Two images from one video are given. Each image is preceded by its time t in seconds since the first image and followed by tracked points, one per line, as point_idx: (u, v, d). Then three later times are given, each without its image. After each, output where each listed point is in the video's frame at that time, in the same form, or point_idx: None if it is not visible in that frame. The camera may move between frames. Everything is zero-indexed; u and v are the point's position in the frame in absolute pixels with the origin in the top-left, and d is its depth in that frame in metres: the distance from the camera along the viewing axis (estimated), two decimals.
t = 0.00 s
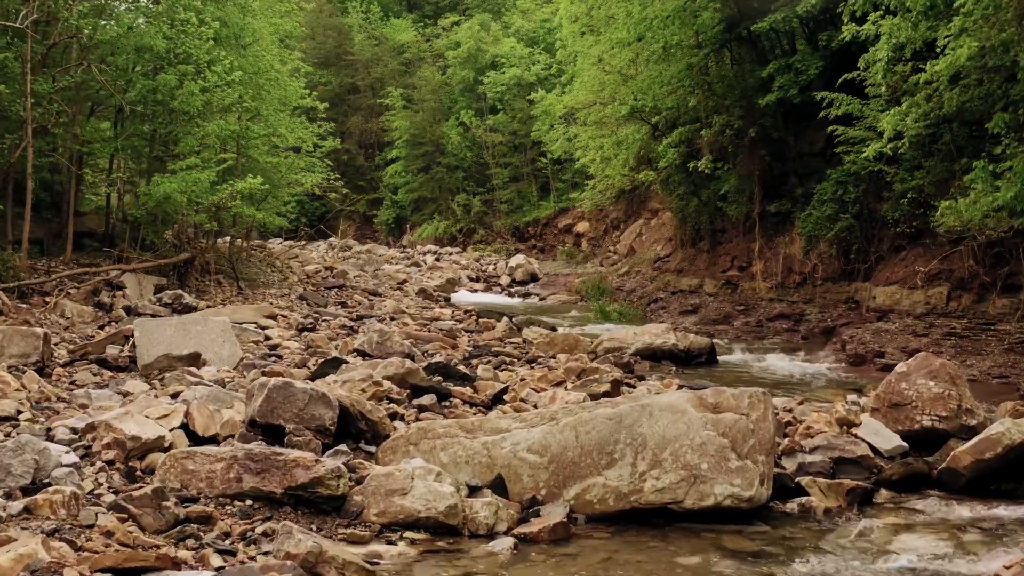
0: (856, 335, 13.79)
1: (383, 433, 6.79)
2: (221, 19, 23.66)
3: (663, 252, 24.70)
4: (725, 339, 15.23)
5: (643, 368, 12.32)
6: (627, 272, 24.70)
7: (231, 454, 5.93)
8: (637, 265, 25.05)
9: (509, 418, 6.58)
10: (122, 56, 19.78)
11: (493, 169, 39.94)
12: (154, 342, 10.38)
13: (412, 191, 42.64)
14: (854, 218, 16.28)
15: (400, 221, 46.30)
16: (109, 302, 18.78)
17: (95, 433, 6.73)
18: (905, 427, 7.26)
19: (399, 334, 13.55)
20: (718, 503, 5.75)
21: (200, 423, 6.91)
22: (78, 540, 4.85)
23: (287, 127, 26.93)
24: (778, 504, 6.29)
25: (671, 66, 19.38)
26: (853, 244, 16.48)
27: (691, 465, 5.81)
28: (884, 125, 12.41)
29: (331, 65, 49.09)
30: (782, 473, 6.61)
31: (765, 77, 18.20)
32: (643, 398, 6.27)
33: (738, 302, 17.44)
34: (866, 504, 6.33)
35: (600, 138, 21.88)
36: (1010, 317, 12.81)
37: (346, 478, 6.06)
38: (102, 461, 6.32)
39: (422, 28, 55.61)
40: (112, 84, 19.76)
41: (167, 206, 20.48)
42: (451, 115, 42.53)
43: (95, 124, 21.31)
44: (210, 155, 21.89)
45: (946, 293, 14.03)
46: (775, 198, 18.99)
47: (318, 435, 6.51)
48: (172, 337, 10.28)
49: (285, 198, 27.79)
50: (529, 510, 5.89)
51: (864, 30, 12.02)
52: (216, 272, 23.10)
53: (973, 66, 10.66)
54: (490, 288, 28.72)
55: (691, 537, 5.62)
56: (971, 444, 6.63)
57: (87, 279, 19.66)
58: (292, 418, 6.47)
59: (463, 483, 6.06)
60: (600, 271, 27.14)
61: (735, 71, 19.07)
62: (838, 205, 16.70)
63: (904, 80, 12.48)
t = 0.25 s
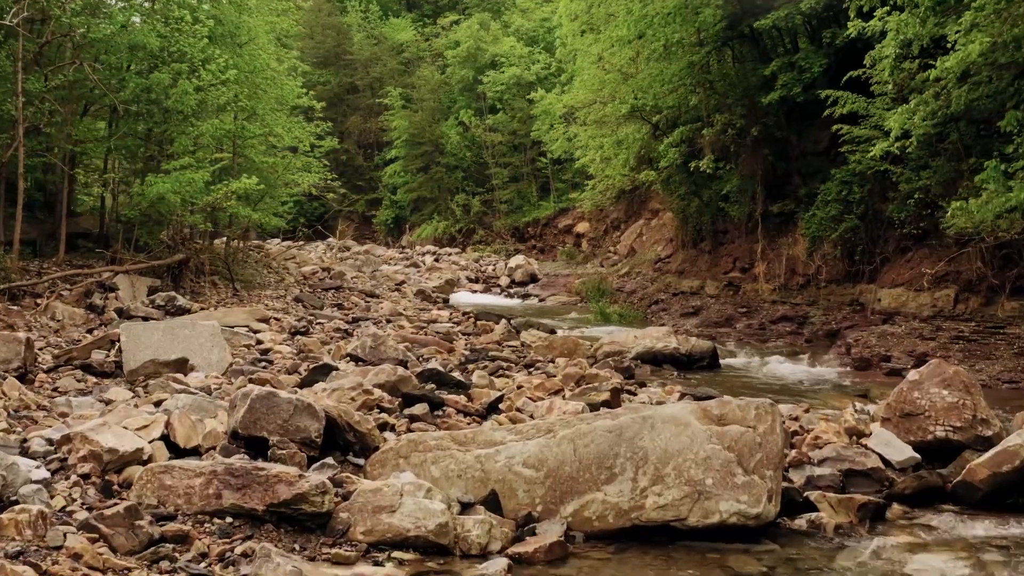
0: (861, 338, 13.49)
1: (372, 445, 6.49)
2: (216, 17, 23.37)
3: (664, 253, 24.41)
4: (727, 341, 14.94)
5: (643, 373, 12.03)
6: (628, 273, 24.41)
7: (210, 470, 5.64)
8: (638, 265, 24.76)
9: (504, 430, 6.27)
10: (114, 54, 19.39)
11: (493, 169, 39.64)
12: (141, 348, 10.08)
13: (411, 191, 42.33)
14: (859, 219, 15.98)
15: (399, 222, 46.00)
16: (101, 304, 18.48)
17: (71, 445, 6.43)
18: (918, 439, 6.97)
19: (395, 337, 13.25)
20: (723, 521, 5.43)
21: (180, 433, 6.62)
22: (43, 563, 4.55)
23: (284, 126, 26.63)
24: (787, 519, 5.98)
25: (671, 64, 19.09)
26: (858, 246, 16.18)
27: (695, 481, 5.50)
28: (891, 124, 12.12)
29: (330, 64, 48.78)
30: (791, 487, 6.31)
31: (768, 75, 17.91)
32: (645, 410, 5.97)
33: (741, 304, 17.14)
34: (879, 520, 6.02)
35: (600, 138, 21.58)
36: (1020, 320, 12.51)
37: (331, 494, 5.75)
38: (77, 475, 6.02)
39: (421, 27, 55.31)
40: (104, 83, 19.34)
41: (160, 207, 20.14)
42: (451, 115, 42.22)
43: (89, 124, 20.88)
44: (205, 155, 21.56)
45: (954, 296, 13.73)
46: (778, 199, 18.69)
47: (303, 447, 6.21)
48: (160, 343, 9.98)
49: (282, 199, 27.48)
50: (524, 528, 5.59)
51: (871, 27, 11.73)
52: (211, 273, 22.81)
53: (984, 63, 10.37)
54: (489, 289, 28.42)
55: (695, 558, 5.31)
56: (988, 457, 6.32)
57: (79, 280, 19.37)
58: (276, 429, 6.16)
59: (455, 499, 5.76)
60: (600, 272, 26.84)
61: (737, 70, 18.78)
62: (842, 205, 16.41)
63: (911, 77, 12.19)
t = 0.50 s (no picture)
0: (868, 341, 13.19)
1: (361, 458, 6.19)
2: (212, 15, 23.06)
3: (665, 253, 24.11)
4: (730, 344, 14.64)
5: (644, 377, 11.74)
6: (629, 273, 24.11)
7: (188, 486, 5.33)
8: (639, 266, 24.45)
9: (498, 444, 5.96)
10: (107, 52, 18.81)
11: (493, 169, 39.32)
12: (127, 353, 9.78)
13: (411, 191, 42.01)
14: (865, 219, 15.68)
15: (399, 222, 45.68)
16: (94, 305, 18.13)
17: (45, 457, 6.12)
18: (933, 451, 6.68)
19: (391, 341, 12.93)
20: (730, 540, 5.12)
21: (160, 445, 6.31)
22: None
23: (281, 125, 26.32)
24: (796, 537, 5.67)
25: (674, 62, 18.80)
26: (863, 247, 15.89)
27: (700, 498, 5.19)
28: (899, 122, 11.82)
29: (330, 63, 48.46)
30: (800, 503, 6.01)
31: (772, 73, 17.61)
32: (648, 423, 5.67)
33: (744, 306, 16.84)
34: (894, 538, 5.71)
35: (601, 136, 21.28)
36: None
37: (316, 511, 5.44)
38: (50, 490, 5.72)
39: (421, 26, 55.01)
40: (99, 81, 18.81)
41: (155, 207, 19.76)
42: (450, 115, 41.91)
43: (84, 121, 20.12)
44: (201, 154, 21.20)
45: (962, 298, 13.43)
46: (781, 199, 18.39)
47: (288, 461, 5.91)
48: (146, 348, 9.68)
49: (279, 199, 27.17)
50: (519, 548, 5.27)
51: (880, 22, 11.42)
52: (207, 274, 22.51)
53: (997, 60, 10.07)
54: (489, 290, 28.12)
55: None
56: (1007, 471, 6.02)
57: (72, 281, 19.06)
58: (258, 442, 5.86)
59: (446, 517, 5.45)
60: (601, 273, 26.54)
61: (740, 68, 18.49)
62: (848, 205, 16.12)
63: (921, 74, 11.89)
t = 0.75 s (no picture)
0: (874, 344, 12.88)
1: (348, 472, 5.90)
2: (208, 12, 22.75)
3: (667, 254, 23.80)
4: (733, 347, 14.33)
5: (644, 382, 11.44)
6: (630, 274, 23.81)
7: (163, 503, 5.03)
8: (640, 267, 24.14)
9: (492, 458, 5.65)
10: (100, 51, 18.21)
11: (494, 169, 39.01)
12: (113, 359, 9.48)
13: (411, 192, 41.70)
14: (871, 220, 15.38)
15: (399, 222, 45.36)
16: (87, 307, 17.81)
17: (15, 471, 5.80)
18: (949, 464, 6.36)
19: (387, 345, 12.63)
20: (737, 561, 4.81)
21: (136, 459, 6.00)
22: None
23: (278, 125, 26.02)
24: (806, 557, 5.35)
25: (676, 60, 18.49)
26: (868, 248, 15.59)
27: (705, 517, 4.87)
28: (907, 120, 11.52)
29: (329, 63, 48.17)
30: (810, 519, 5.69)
31: (775, 71, 17.32)
32: (650, 436, 5.36)
33: (747, 307, 16.53)
34: (909, 557, 5.40)
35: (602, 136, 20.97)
36: None
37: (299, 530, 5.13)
38: (19, 506, 5.39)
39: (421, 25, 54.71)
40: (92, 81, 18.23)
41: (149, 207, 19.37)
42: (451, 114, 41.60)
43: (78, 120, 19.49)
44: (196, 154, 20.82)
45: (971, 300, 13.13)
46: (785, 199, 18.09)
47: (270, 476, 5.62)
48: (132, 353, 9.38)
49: (277, 200, 26.86)
50: (513, 569, 4.96)
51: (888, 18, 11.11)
52: (202, 275, 22.22)
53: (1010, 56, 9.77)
54: (489, 292, 27.80)
55: None
56: None
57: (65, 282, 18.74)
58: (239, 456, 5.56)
59: (436, 536, 5.14)
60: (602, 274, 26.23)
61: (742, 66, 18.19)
62: (853, 206, 15.81)
63: (929, 71, 11.58)
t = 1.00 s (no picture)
0: (881, 348, 12.56)
1: (333, 488, 5.59)
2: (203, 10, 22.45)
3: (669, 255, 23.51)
4: (737, 350, 14.02)
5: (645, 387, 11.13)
6: (631, 276, 23.51)
7: (139, 522, 4.52)
8: (641, 268, 23.85)
9: (485, 474, 5.33)
10: (93, 49, 17.78)
11: (494, 168, 38.73)
12: (97, 365, 9.18)
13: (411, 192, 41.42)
14: (876, 221, 15.07)
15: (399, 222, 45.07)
16: (79, 309, 17.48)
17: None
18: (967, 477, 6.07)
19: (382, 349, 12.32)
20: None
21: (111, 474, 5.66)
22: None
23: (275, 124, 25.73)
24: None
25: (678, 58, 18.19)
26: (874, 249, 15.28)
27: (711, 539, 4.52)
28: (915, 118, 11.22)
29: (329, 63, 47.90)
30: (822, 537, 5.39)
31: (779, 69, 17.02)
32: (651, 452, 5.05)
33: (750, 310, 16.23)
34: None
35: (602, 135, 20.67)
36: None
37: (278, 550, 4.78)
38: None
39: (422, 25, 54.45)
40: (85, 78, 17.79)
41: (143, 207, 19.02)
42: (451, 114, 41.31)
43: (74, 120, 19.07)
44: (191, 154, 20.49)
45: (980, 303, 12.83)
46: (788, 200, 17.79)
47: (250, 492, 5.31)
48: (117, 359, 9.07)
49: (274, 199, 26.58)
50: None
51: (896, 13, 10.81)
52: (197, 277, 21.92)
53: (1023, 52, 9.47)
54: (488, 293, 27.50)
55: None
56: None
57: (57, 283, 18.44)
58: (216, 470, 5.26)
59: (424, 557, 4.79)
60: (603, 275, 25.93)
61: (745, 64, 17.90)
62: (859, 206, 15.50)
63: (939, 68, 11.28)
